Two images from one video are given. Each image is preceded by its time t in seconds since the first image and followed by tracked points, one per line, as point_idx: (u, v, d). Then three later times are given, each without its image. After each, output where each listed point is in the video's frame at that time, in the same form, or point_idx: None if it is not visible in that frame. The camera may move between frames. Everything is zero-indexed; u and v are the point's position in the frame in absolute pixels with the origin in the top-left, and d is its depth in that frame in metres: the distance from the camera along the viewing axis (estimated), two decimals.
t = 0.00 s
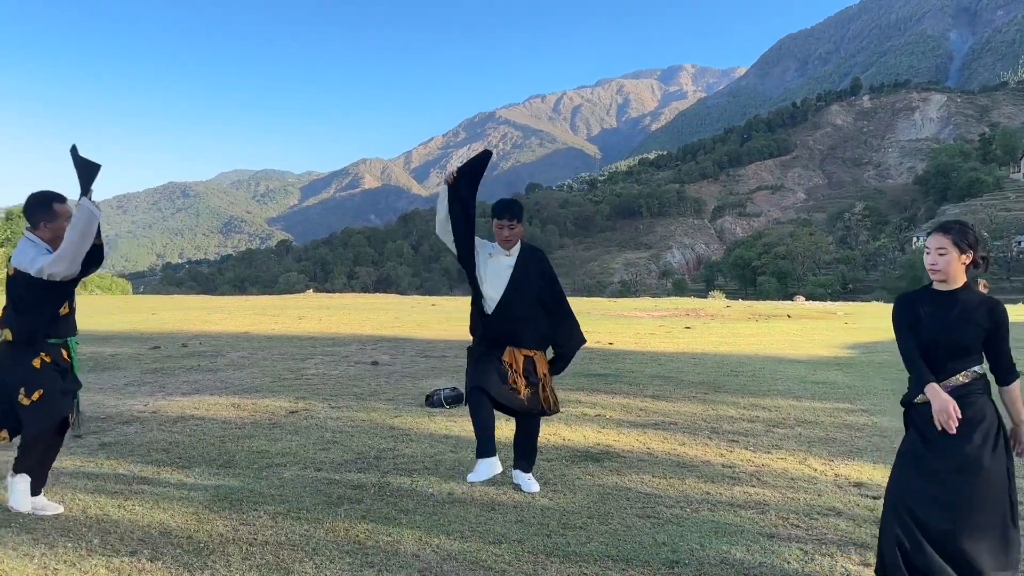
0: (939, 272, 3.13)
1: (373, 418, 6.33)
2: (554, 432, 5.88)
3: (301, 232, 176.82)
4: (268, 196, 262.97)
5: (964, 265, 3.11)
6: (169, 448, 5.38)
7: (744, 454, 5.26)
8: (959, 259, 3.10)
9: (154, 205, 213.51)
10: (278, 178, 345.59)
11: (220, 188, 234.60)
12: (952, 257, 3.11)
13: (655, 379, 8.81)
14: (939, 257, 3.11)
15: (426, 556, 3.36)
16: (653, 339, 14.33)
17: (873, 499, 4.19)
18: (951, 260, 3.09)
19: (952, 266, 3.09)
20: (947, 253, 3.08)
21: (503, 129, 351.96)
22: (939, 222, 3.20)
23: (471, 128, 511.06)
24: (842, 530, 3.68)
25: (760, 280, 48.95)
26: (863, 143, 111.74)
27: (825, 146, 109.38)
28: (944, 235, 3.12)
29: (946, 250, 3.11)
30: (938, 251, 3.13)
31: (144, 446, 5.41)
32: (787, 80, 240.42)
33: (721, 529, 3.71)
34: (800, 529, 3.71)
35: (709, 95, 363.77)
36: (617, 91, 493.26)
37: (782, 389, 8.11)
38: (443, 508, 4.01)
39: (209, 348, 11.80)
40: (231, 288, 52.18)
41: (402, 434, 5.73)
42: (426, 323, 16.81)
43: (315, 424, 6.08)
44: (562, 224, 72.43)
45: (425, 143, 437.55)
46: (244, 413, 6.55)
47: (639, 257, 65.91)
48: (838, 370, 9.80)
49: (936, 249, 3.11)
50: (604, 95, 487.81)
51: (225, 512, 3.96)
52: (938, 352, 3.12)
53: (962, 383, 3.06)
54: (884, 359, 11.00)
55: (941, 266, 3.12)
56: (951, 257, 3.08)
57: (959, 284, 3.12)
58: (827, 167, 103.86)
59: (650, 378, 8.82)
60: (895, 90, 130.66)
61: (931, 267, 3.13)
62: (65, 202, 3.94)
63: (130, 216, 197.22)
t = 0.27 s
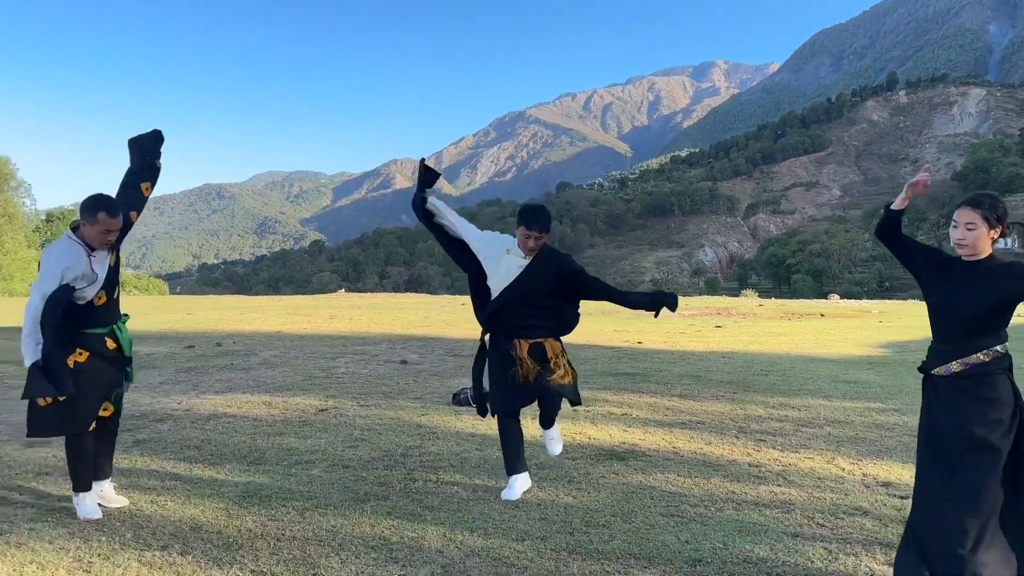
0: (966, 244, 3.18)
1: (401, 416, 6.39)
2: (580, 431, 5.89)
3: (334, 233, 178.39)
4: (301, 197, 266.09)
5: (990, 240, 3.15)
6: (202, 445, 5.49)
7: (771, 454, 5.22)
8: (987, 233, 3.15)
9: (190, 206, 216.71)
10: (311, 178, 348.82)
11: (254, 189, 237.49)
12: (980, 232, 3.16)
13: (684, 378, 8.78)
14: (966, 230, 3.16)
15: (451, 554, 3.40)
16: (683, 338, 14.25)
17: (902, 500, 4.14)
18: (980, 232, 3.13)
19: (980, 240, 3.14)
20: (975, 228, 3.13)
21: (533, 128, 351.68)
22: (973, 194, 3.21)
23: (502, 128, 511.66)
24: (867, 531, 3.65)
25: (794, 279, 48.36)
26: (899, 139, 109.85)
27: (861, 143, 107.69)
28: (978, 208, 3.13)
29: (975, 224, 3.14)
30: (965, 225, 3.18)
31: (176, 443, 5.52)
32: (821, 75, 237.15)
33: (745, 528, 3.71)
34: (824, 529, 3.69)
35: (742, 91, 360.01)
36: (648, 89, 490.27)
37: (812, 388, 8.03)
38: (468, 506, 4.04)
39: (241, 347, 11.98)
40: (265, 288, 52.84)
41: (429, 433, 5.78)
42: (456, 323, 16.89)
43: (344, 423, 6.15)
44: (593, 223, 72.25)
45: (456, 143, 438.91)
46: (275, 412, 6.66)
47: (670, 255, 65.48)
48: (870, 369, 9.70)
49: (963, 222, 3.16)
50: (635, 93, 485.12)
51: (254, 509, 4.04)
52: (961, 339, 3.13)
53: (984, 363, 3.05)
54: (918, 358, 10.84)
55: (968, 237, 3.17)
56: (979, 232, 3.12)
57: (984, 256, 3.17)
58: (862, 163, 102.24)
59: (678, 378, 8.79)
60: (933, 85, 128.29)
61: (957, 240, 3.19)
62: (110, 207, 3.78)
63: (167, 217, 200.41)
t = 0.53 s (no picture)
0: (993, 268, 3.13)
1: (431, 413, 6.46)
2: (608, 428, 5.91)
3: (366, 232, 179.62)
4: (334, 198, 268.43)
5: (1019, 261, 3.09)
6: (235, 440, 5.60)
7: (800, 451, 5.20)
8: (1016, 252, 3.08)
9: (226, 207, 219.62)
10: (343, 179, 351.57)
11: (288, 190, 239.98)
12: (1008, 252, 3.10)
13: (714, 375, 8.73)
14: (994, 251, 3.10)
15: (477, 545, 3.45)
16: (715, 336, 14.14)
17: (931, 496, 4.12)
18: (1007, 257, 3.07)
19: (1009, 259, 3.08)
20: (1002, 247, 3.08)
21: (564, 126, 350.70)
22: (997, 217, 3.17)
23: (532, 126, 511.09)
24: (895, 526, 3.63)
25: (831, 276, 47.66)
26: (938, 132, 107.70)
27: (898, 137, 105.77)
28: (1002, 231, 3.09)
29: (1002, 244, 3.09)
30: (993, 245, 3.13)
31: (212, 438, 5.64)
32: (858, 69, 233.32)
33: (770, 523, 3.71)
34: (851, 524, 3.68)
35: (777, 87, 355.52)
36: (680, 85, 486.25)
37: (844, 385, 7.95)
38: (494, 500, 4.10)
39: (274, 346, 12.15)
40: (299, 288, 53.41)
41: (457, 429, 5.84)
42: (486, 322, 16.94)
43: (374, 419, 6.23)
44: (624, 221, 71.92)
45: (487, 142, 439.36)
46: (307, 408, 6.77)
47: (703, 253, 64.93)
48: (904, 366, 9.57)
49: (989, 242, 3.11)
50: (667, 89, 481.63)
51: (284, 502, 4.11)
52: (983, 360, 3.11)
53: (1007, 388, 3.00)
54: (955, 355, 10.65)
55: (996, 260, 3.11)
56: (1008, 252, 3.06)
57: (1012, 277, 3.10)
58: (900, 158, 100.41)
59: (708, 375, 8.75)
60: (973, 78, 125.56)
61: (985, 260, 3.13)
62: (164, 227, 4.00)
63: (204, 219, 203.31)
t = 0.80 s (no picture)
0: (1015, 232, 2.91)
1: (460, 410, 6.52)
2: (635, 425, 5.93)
3: (395, 233, 180.75)
4: (364, 198, 270.45)
5: None
6: (268, 435, 5.71)
7: (830, 448, 5.17)
8: None
9: (258, 209, 222.06)
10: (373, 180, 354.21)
11: (319, 191, 242.29)
12: None
13: (744, 373, 8.70)
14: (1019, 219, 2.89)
15: (505, 541, 3.49)
16: (744, 333, 14.04)
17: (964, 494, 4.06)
18: None
19: None
20: None
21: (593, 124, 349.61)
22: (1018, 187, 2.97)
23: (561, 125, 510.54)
24: (922, 525, 3.59)
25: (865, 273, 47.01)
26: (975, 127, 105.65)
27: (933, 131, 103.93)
28: None
29: None
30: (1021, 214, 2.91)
31: (245, 435, 5.75)
32: (892, 64, 229.57)
33: (797, 519, 3.71)
34: (880, 521, 3.66)
35: (808, 82, 351.28)
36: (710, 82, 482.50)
37: (875, 383, 7.89)
38: (523, 495, 4.13)
39: (307, 344, 12.33)
40: (331, 288, 54.00)
41: (486, 426, 5.88)
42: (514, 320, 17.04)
43: (404, 416, 6.31)
44: (654, 219, 71.62)
45: (515, 142, 440.08)
46: (339, 404, 6.89)
47: (734, 251, 64.41)
48: (935, 363, 9.47)
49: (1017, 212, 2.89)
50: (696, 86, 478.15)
51: (314, 498, 4.18)
52: (1000, 331, 2.94)
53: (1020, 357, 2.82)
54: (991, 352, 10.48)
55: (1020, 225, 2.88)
56: None
57: None
58: (935, 152, 98.71)
59: (738, 373, 8.73)
60: (1011, 71, 123.05)
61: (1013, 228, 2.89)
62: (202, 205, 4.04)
63: (237, 220, 205.85)
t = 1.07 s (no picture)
0: None
1: (486, 409, 6.55)
2: (662, 424, 5.92)
3: (421, 233, 181.29)
4: (391, 198, 271.80)
5: None
6: (297, 434, 5.80)
7: (859, 447, 5.14)
8: None
9: (285, 211, 223.94)
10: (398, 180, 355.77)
11: (346, 192, 243.75)
12: None
13: (771, 373, 8.64)
14: None
15: (532, 539, 3.52)
16: (773, 333, 13.92)
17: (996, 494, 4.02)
18: None
19: None
20: None
21: (618, 123, 348.25)
22: None
23: (585, 124, 509.24)
24: (954, 526, 3.55)
25: (896, 272, 46.33)
26: (1009, 122, 103.74)
27: (966, 127, 102.20)
28: None
29: None
30: None
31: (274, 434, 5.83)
32: (922, 59, 226.20)
33: (826, 520, 3.69)
34: (909, 522, 3.62)
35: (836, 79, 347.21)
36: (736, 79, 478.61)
37: (906, 383, 7.79)
38: (550, 494, 4.16)
39: (334, 345, 12.44)
40: (358, 288, 54.34)
41: (512, 425, 5.91)
42: (540, 320, 17.04)
43: (431, 415, 6.36)
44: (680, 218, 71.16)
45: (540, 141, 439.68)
46: (366, 404, 6.95)
47: (762, 250, 63.84)
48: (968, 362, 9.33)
49: None
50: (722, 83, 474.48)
51: (344, 495, 4.24)
52: None
53: None
54: None
55: None
56: None
57: None
58: (967, 148, 97.08)
59: (765, 373, 8.67)
60: None
61: None
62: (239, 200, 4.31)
63: (264, 221, 207.68)
